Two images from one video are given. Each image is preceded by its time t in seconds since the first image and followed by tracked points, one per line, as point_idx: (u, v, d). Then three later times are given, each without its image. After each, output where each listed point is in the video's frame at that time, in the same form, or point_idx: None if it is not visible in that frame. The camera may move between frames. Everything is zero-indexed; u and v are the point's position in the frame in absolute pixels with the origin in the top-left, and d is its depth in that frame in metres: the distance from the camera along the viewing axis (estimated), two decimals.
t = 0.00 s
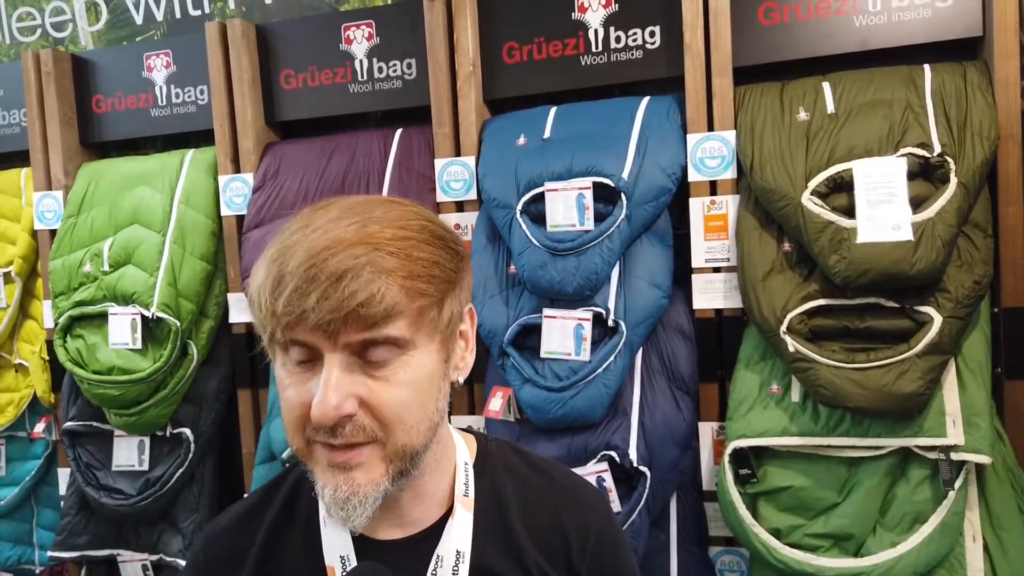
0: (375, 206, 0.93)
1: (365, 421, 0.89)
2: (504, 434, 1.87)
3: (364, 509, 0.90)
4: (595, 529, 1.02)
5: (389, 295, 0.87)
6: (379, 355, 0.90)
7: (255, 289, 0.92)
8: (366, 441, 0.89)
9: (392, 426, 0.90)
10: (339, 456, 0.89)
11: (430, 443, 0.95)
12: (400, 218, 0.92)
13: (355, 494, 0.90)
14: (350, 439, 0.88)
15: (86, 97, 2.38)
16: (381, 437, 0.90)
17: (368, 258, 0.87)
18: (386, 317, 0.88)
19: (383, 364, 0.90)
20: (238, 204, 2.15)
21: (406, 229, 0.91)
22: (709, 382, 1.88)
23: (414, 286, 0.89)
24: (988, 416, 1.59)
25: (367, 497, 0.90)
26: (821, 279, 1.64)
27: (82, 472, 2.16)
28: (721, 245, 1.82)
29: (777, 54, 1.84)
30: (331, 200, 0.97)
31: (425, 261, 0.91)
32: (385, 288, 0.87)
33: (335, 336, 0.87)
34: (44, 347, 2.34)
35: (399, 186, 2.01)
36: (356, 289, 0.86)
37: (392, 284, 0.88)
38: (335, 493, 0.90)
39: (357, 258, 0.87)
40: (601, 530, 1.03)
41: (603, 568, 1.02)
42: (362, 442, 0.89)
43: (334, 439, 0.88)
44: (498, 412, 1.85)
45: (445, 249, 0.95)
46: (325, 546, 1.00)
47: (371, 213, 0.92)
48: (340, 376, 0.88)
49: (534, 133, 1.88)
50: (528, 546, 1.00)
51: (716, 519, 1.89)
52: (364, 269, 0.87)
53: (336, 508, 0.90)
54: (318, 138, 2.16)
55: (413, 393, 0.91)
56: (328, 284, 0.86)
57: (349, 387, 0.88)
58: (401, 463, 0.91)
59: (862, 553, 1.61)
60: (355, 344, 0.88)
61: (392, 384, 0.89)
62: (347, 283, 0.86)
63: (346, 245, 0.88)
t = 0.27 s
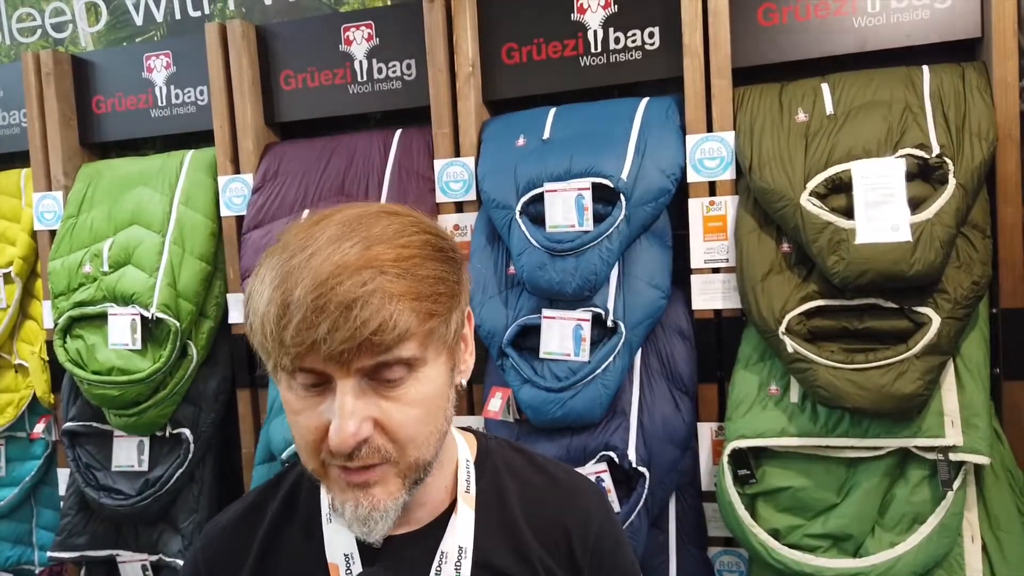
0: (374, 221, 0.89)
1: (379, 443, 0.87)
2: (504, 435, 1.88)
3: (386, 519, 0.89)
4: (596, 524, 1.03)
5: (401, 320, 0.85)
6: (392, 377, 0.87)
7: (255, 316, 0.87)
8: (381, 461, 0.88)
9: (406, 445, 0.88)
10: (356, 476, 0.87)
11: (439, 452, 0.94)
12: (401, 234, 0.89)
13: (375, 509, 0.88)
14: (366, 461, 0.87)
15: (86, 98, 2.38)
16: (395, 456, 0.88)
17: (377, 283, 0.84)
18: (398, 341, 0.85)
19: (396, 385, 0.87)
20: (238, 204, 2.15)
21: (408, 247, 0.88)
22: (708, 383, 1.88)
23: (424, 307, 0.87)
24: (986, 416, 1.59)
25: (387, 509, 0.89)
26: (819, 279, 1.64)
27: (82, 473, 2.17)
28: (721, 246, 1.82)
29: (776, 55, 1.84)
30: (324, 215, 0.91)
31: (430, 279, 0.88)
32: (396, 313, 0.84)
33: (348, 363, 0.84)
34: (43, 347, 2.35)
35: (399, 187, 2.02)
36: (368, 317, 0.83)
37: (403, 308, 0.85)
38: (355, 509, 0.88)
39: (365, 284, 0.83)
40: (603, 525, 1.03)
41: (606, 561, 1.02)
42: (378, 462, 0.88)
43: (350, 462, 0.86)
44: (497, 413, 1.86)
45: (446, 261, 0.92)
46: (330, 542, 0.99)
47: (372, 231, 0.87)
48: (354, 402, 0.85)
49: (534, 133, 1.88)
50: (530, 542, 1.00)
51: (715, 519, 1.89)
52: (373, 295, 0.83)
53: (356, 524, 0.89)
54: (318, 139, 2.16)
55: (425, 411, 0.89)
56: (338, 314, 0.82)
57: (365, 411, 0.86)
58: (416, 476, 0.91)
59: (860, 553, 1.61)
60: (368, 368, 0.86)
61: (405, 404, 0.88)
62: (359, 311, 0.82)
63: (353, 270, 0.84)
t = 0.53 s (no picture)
0: (377, 219, 0.89)
1: (372, 441, 0.87)
2: (503, 434, 1.88)
3: (375, 522, 0.90)
4: (592, 525, 1.03)
5: (399, 319, 0.84)
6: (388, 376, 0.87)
7: (253, 308, 0.87)
8: (374, 459, 0.88)
9: (399, 445, 0.88)
10: (348, 475, 0.87)
11: (433, 452, 0.94)
12: (403, 232, 0.89)
13: (365, 511, 0.89)
14: (358, 459, 0.87)
15: (85, 97, 2.38)
16: (387, 455, 0.88)
17: (376, 280, 0.84)
18: (395, 340, 0.85)
19: (391, 385, 0.87)
20: (237, 204, 2.15)
21: (409, 246, 0.88)
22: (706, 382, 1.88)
23: (422, 308, 0.87)
24: (986, 416, 1.59)
25: (377, 511, 0.89)
26: (819, 278, 1.64)
27: (81, 472, 2.17)
28: (719, 245, 1.82)
29: (775, 54, 1.84)
30: (327, 210, 0.92)
31: (430, 280, 0.88)
32: (394, 312, 0.84)
33: (343, 361, 0.84)
34: (42, 347, 2.34)
35: (398, 186, 2.02)
36: (365, 314, 0.83)
37: (400, 307, 0.85)
38: (346, 511, 0.89)
39: (364, 281, 0.83)
40: (599, 526, 1.04)
41: (601, 562, 1.02)
42: (370, 461, 0.88)
43: (342, 460, 0.86)
44: (497, 412, 1.85)
45: (447, 262, 0.92)
46: (325, 541, 0.99)
47: (374, 229, 0.87)
48: (348, 399, 0.85)
49: (533, 132, 1.88)
50: (526, 544, 1.00)
51: (714, 518, 1.90)
52: (372, 293, 0.83)
53: (347, 526, 0.90)
54: (317, 138, 2.16)
55: (419, 412, 0.89)
56: (335, 310, 0.82)
57: (357, 409, 0.85)
58: (408, 475, 0.91)
59: (859, 552, 1.61)
60: (363, 366, 0.85)
61: (400, 405, 0.87)
62: (356, 308, 0.82)
63: (352, 267, 0.84)
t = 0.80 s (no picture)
0: (381, 228, 0.89)
1: (372, 452, 0.87)
2: (502, 434, 1.87)
3: (368, 530, 0.89)
4: (588, 523, 1.03)
5: (405, 332, 0.84)
6: (390, 388, 0.87)
7: (252, 316, 0.86)
8: (372, 470, 0.88)
9: (399, 456, 0.88)
10: (344, 486, 0.87)
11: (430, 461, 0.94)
12: (408, 243, 0.88)
13: (360, 520, 0.89)
14: (356, 470, 0.87)
15: (85, 97, 2.38)
16: (386, 466, 0.88)
17: (382, 293, 0.83)
18: (400, 353, 0.85)
19: (392, 396, 0.87)
20: (237, 203, 2.15)
21: (415, 257, 0.88)
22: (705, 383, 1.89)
23: (427, 320, 0.87)
24: (985, 415, 1.59)
25: (371, 521, 0.89)
26: (818, 278, 1.64)
27: (80, 472, 2.16)
28: (718, 245, 1.82)
29: (775, 53, 1.84)
30: (328, 217, 0.91)
31: (435, 291, 0.88)
32: (401, 326, 0.84)
33: (346, 373, 0.84)
34: (41, 347, 2.34)
35: (398, 186, 2.02)
36: (371, 328, 0.82)
37: (407, 320, 0.85)
38: (340, 520, 0.88)
39: (370, 294, 0.83)
40: (595, 524, 1.04)
41: (597, 562, 1.02)
42: (368, 471, 0.88)
43: (340, 471, 0.86)
44: (496, 412, 1.84)
45: (451, 273, 0.92)
46: (320, 546, 0.99)
47: (379, 239, 0.87)
48: (349, 411, 0.85)
49: (532, 132, 1.88)
50: (523, 545, 1.00)
51: (714, 518, 1.91)
52: (378, 306, 0.83)
53: (340, 534, 0.89)
54: (317, 138, 2.16)
55: (419, 423, 0.89)
56: (341, 323, 0.82)
57: (358, 421, 0.85)
58: (405, 486, 0.91)
59: (859, 552, 1.61)
60: (366, 378, 0.85)
61: (401, 416, 0.87)
62: (363, 321, 0.82)
63: (358, 279, 0.83)
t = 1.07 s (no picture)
0: (363, 223, 0.89)
1: (377, 447, 0.87)
2: (502, 434, 1.87)
3: (381, 528, 0.90)
4: (589, 526, 1.02)
5: (399, 323, 0.84)
6: (389, 381, 0.87)
7: (242, 323, 0.86)
8: (378, 466, 0.88)
9: (403, 449, 0.88)
10: (351, 484, 0.87)
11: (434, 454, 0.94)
12: (392, 235, 0.88)
13: (371, 519, 0.89)
14: (363, 467, 0.87)
15: (85, 97, 2.38)
16: (391, 461, 0.88)
17: (372, 286, 0.83)
18: (396, 345, 0.85)
19: (392, 390, 0.87)
20: (237, 203, 2.15)
21: (400, 248, 0.88)
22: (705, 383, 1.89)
23: (420, 309, 0.87)
24: (985, 415, 1.59)
25: (383, 518, 0.89)
26: (818, 278, 1.64)
27: (80, 472, 2.16)
28: (718, 245, 1.82)
29: (775, 53, 1.84)
30: (308, 216, 0.90)
31: (424, 280, 0.88)
32: (394, 317, 0.84)
33: (344, 370, 0.84)
34: (41, 346, 2.34)
35: (398, 186, 2.02)
36: (365, 322, 0.82)
37: (400, 311, 0.85)
38: (351, 521, 0.89)
39: (360, 289, 0.83)
40: (596, 526, 1.03)
41: (597, 564, 1.02)
42: (374, 468, 0.88)
43: (347, 469, 0.86)
44: (496, 412, 1.84)
45: (437, 261, 0.92)
46: (317, 547, 0.99)
47: (363, 234, 0.87)
48: (351, 408, 0.85)
49: (532, 132, 1.88)
50: (521, 546, 1.00)
51: (713, 517, 1.91)
52: (370, 300, 0.83)
53: (353, 535, 0.90)
54: (317, 138, 2.16)
55: (421, 414, 0.89)
56: (334, 320, 0.81)
57: (361, 418, 0.85)
58: (413, 480, 0.91)
59: (859, 552, 1.61)
60: (365, 374, 0.85)
61: (403, 409, 0.88)
62: (356, 316, 0.82)
63: (346, 275, 0.83)
